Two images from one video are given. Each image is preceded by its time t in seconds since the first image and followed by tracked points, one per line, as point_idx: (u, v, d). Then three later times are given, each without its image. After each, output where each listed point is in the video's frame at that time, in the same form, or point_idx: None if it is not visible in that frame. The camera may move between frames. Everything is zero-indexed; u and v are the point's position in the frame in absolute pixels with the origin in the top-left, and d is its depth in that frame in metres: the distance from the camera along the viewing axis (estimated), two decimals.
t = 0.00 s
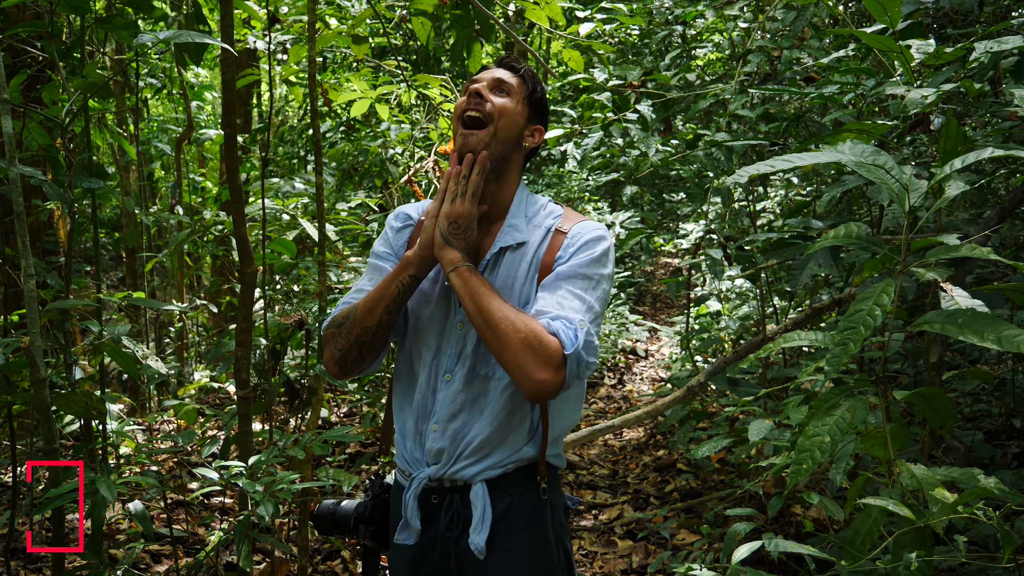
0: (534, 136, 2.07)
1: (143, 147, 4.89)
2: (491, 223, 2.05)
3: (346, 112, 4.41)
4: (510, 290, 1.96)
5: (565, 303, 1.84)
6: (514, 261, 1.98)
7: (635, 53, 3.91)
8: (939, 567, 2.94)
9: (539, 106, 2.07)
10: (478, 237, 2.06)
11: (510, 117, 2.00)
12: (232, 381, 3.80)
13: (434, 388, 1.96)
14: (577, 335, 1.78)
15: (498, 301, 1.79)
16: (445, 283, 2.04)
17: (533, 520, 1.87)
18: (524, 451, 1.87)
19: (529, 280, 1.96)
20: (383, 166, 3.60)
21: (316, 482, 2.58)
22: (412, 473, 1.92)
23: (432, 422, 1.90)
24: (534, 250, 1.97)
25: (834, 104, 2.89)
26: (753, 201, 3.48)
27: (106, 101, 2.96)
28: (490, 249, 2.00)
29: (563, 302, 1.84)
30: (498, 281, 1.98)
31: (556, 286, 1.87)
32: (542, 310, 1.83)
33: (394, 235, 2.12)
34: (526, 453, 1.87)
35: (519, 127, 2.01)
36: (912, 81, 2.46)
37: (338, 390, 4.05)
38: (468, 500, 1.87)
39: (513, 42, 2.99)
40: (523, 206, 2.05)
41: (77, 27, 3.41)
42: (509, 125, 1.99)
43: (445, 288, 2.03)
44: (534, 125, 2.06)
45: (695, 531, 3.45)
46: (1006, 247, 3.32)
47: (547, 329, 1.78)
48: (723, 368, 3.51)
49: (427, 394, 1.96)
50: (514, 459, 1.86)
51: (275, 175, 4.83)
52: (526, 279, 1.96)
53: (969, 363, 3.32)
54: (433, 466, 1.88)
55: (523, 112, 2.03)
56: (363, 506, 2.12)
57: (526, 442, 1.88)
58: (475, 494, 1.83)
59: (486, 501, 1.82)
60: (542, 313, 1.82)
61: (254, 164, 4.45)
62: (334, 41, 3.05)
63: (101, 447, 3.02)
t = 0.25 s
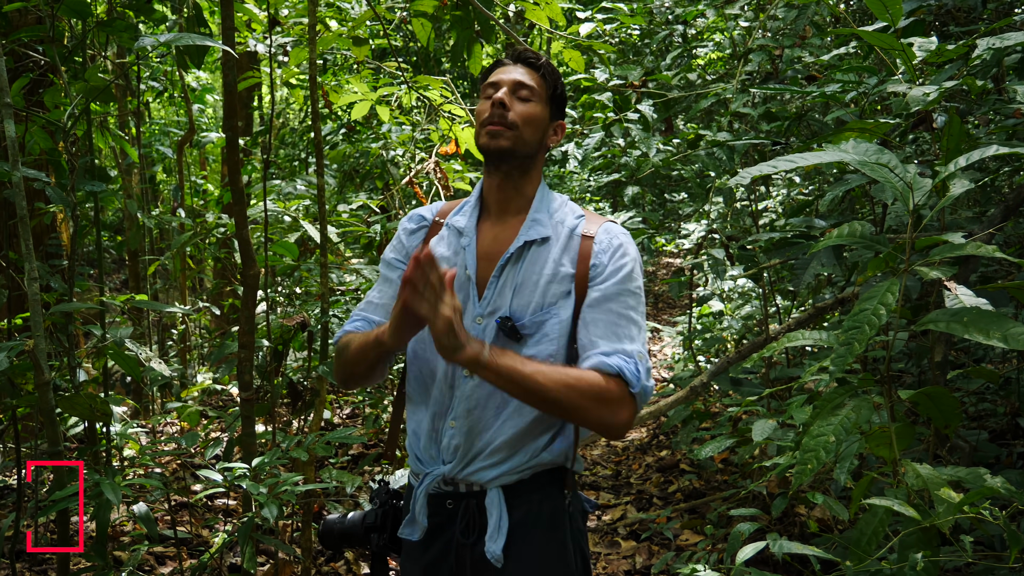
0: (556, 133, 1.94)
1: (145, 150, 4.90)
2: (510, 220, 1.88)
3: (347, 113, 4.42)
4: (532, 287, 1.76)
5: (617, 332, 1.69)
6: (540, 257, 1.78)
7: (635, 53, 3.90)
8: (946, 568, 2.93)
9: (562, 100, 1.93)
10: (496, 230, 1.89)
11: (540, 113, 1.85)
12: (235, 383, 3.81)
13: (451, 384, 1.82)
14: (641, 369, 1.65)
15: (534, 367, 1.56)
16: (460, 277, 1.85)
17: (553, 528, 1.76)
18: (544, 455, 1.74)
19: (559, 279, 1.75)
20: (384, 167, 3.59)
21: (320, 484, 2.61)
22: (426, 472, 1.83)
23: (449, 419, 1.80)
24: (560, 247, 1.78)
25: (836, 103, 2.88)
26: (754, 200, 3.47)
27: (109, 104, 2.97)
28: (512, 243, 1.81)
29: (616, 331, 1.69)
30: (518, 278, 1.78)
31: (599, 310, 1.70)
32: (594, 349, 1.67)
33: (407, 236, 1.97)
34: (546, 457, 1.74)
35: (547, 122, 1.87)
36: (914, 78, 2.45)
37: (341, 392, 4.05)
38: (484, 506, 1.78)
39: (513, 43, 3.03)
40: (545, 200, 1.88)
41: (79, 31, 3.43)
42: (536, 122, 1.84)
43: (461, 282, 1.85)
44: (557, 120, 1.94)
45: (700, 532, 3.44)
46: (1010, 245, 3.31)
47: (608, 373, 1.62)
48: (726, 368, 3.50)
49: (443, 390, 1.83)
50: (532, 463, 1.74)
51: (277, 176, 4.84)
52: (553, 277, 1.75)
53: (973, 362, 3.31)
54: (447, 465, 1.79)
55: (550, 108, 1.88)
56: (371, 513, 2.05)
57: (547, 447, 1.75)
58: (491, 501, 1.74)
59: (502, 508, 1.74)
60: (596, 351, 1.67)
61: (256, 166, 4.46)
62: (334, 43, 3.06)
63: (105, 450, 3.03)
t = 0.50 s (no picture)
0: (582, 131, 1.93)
1: (157, 152, 4.93)
2: (540, 226, 1.86)
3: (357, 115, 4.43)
4: (568, 296, 1.72)
5: (673, 362, 1.70)
6: (576, 265, 1.74)
7: (645, 52, 3.88)
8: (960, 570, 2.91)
9: (584, 97, 1.91)
10: (524, 236, 1.86)
11: (562, 117, 1.84)
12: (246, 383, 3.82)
13: (477, 391, 1.77)
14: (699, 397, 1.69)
15: (618, 478, 1.57)
16: (489, 283, 1.80)
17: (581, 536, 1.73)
18: (572, 463, 1.67)
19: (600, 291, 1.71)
20: (394, 168, 3.59)
21: (331, 487, 2.63)
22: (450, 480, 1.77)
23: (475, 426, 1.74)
24: (596, 255, 1.73)
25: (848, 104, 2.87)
26: (765, 201, 3.46)
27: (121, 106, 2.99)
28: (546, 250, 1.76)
29: (672, 362, 1.70)
30: (553, 288, 1.74)
31: (653, 343, 1.70)
32: (653, 385, 1.69)
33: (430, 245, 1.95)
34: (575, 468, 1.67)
35: (570, 124, 1.86)
36: (927, 79, 2.42)
37: (352, 392, 4.05)
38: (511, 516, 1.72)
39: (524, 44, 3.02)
40: (575, 206, 1.83)
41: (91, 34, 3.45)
42: (558, 128, 1.83)
43: (487, 288, 1.80)
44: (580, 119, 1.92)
45: (711, 533, 3.43)
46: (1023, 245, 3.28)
47: (671, 415, 1.66)
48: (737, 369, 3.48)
49: (468, 396, 1.78)
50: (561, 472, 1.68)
51: (287, 177, 4.85)
52: (591, 287, 1.71)
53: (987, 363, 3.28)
54: (474, 473, 1.73)
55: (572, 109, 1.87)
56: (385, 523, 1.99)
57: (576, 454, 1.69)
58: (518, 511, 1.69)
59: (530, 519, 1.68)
60: (657, 389, 1.69)
61: (267, 167, 4.47)
62: (344, 44, 3.06)
63: (117, 450, 3.04)
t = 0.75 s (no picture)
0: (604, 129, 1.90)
1: (174, 153, 4.96)
2: (567, 229, 1.86)
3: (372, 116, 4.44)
4: (599, 302, 1.71)
5: (720, 357, 1.70)
6: (607, 269, 1.74)
7: (661, 53, 3.88)
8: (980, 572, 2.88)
9: (600, 95, 1.89)
10: (551, 240, 1.86)
11: (573, 121, 1.84)
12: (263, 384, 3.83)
13: (506, 397, 1.76)
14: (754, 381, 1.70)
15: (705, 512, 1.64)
16: (516, 288, 1.79)
17: (614, 541, 1.69)
18: (605, 467, 1.67)
19: (631, 294, 1.71)
20: (410, 169, 3.60)
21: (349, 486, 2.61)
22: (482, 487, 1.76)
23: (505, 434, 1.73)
24: (626, 258, 1.73)
25: (866, 104, 2.86)
26: (782, 201, 3.45)
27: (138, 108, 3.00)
28: (575, 255, 1.76)
29: (719, 358, 1.70)
30: (584, 293, 1.73)
31: (699, 344, 1.70)
32: (708, 384, 1.71)
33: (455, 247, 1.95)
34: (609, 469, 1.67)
35: (584, 125, 1.85)
36: (945, 80, 2.45)
37: (369, 393, 4.06)
38: (543, 519, 1.70)
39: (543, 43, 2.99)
40: (602, 209, 1.83)
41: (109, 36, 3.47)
42: (569, 132, 1.83)
43: (515, 293, 1.79)
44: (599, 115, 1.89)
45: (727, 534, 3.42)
46: None
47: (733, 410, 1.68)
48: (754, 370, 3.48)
49: (497, 403, 1.77)
50: (593, 475, 1.67)
51: (303, 178, 4.86)
52: (623, 292, 1.71)
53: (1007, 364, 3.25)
54: (505, 480, 1.72)
55: (585, 110, 1.86)
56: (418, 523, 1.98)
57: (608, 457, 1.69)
58: (551, 513, 1.67)
59: (563, 520, 1.66)
60: (712, 387, 1.71)
61: (283, 168, 4.49)
62: (361, 46, 3.05)
63: (136, 451, 3.06)
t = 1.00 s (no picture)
0: (611, 127, 1.94)
1: (182, 154, 4.96)
2: (581, 234, 1.94)
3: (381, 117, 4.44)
4: (617, 308, 1.80)
5: (763, 323, 1.81)
6: (621, 275, 1.82)
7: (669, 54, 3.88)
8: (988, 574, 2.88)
9: (603, 95, 1.93)
10: (566, 243, 1.94)
11: (574, 126, 1.89)
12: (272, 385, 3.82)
13: (527, 402, 1.87)
14: (806, 331, 1.81)
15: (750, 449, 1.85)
16: (534, 294, 1.89)
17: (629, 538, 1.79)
18: (625, 462, 1.78)
19: (645, 298, 1.80)
20: (419, 170, 3.60)
21: (358, 487, 2.60)
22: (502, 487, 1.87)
23: (526, 439, 1.84)
24: (643, 262, 1.81)
25: (876, 105, 2.86)
26: (791, 203, 3.45)
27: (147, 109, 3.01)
28: (592, 261, 1.84)
29: (762, 324, 1.81)
30: (602, 299, 1.82)
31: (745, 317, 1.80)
32: (763, 348, 1.83)
33: (473, 246, 2.05)
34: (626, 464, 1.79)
35: (586, 129, 1.90)
36: (955, 81, 2.42)
37: (377, 394, 4.06)
38: (558, 519, 1.81)
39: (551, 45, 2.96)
40: (617, 209, 1.90)
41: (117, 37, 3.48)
42: (571, 138, 1.89)
43: (533, 299, 1.89)
44: (604, 115, 1.93)
45: (735, 536, 3.42)
46: None
47: (788, 362, 1.82)
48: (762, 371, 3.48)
49: (518, 407, 1.88)
50: (611, 473, 1.77)
51: (311, 180, 4.87)
52: (641, 297, 1.80)
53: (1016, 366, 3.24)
54: (526, 481, 1.83)
55: (587, 114, 1.90)
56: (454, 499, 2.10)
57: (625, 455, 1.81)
58: (567, 513, 1.78)
59: (578, 520, 1.77)
60: (767, 348, 1.83)
61: (291, 169, 4.49)
62: (370, 47, 3.05)
63: (145, 452, 3.06)
